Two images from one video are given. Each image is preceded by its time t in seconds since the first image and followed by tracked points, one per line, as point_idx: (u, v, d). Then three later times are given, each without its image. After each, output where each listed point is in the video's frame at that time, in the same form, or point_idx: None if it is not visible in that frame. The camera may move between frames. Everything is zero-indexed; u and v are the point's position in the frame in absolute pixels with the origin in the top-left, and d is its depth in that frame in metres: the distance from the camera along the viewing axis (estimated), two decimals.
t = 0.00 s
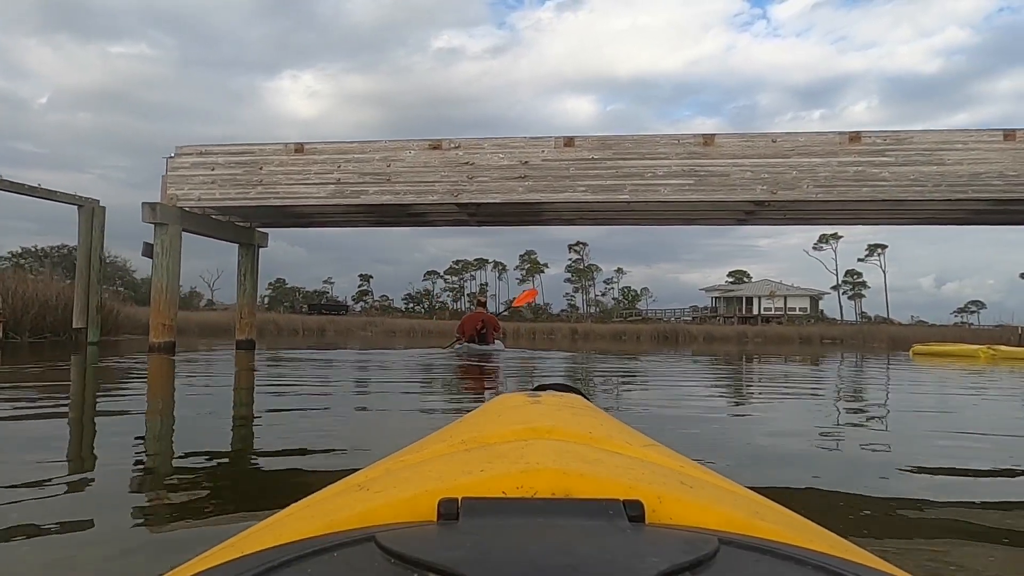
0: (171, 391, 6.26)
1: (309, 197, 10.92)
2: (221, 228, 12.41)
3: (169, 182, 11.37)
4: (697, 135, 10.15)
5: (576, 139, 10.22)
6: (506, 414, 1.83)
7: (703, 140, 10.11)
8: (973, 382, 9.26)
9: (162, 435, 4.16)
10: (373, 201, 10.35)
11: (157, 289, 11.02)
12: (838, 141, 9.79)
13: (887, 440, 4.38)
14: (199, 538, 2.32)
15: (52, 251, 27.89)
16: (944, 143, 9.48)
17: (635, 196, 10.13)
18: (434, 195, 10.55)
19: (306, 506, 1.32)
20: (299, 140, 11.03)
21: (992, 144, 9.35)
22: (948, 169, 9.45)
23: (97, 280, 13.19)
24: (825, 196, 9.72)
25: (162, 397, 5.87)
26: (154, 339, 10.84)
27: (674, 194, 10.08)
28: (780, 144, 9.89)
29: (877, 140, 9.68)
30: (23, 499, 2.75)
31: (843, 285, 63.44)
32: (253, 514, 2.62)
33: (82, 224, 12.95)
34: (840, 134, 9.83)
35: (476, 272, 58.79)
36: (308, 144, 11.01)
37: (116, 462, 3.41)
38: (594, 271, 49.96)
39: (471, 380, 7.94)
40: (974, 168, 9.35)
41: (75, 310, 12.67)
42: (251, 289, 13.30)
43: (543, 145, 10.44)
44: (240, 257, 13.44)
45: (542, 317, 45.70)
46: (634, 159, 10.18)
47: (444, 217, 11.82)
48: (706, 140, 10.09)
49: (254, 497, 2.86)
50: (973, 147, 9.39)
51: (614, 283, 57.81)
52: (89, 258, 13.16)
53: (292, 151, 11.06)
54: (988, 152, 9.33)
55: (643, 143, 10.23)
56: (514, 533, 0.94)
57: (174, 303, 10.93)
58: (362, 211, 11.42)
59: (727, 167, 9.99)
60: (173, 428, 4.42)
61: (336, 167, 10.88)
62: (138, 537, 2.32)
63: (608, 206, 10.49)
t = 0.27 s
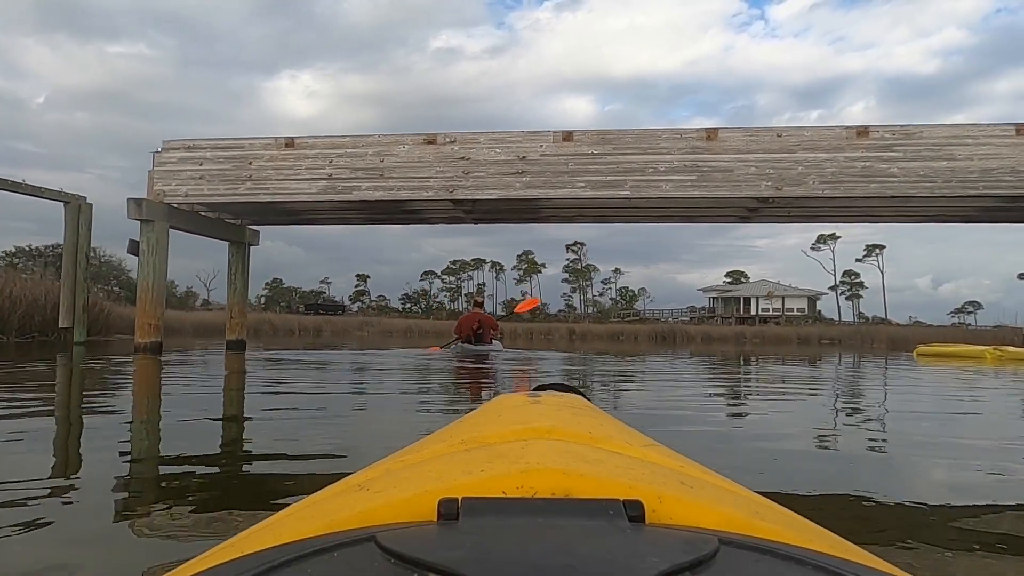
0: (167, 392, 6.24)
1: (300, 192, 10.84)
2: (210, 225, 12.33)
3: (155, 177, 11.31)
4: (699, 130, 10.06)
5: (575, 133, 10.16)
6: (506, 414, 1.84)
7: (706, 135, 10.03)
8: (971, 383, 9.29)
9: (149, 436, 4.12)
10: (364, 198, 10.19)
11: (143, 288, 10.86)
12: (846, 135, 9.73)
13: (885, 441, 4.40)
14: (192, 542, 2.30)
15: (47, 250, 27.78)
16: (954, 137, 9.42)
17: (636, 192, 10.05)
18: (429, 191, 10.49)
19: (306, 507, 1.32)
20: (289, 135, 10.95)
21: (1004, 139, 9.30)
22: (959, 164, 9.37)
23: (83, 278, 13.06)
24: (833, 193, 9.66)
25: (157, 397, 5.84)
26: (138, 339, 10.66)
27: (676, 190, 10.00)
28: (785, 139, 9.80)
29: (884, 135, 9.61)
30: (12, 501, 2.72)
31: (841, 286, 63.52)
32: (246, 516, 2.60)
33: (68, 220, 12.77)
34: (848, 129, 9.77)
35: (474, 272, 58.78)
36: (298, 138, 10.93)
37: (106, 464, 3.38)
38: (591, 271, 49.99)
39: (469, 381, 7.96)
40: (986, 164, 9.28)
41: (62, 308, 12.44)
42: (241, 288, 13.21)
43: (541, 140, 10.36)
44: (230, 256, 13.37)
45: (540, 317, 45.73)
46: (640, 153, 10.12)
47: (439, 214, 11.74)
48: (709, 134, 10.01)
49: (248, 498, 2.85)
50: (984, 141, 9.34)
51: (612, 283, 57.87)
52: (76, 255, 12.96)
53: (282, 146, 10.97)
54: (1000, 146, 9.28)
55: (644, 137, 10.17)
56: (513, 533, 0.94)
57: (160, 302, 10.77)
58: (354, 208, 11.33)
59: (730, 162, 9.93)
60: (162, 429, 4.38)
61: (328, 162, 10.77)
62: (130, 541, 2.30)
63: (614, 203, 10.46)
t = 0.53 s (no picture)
0: (166, 391, 6.23)
1: (293, 187, 10.68)
2: (201, 220, 12.18)
3: (145, 169, 11.12)
4: (705, 125, 9.85)
5: (577, 128, 9.93)
6: (506, 414, 1.83)
7: (711, 130, 9.81)
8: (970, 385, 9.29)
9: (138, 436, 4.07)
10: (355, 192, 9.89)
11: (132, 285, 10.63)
12: (857, 131, 9.49)
13: (885, 443, 4.40)
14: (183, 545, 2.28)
15: (44, 247, 27.63)
16: (969, 134, 9.16)
17: (640, 188, 9.86)
18: (427, 187, 10.27)
19: (306, 507, 1.32)
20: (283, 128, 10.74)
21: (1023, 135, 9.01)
22: (973, 161, 9.13)
23: (72, 274, 12.93)
24: (842, 190, 9.43)
25: (153, 396, 5.79)
26: (127, 337, 10.58)
27: (681, 186, 9.80)
28: (793, 134, 9.60)
29: (896, 130, 9.35)
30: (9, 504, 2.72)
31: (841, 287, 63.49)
32: (240, 519, 2.58)
33: (58, 215, 12.56)
34: (859, 125, 9.52)
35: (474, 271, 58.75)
36: (293, 132, 10.72)
37: (98, 465, 3.35)
38: (591, 271, 49.93)
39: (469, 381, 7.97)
40: (1001, 161, 9.04)
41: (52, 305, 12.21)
42: (234, 286, 13.09)
43: (543, 134, 10.13)
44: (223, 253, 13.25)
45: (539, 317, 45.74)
46: (646, 148, 9.93)
47: (438, 210, 11.57)
48: (715, 129, 9.80)
49: (242, 501, 2.83)
50: (999, 138, 9.08)
51: (612, 283, 57.87)
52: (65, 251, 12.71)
53: (277, 140, 10.77)
54: (1017, 143, 9.01)
55: (649, 132, 9.97)
56: (514, 533, 0.94)
57: (150, 299, 10.56)
58: (350, 203, 11.12)
59: (737, 158, 9.69)
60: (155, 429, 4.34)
61: (322, 156, 10.61)
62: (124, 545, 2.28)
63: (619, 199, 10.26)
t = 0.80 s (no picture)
0: (163, 391, 6.19)
1: (288, 181, 10.19)
2: (194, 215, 11.86)
3: (135, 163, 10.66)
4: (713, 118, 9.36)
5: (579, 121, 9.43)
6: (506, 415, 1.83)
7: (719, 124, 9.34)
8: (973, 388, 9.24)
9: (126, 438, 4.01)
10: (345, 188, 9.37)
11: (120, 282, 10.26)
12: (868, 125, 8.99)
13: (888, 445, 4.36)
14: (174, 547, 2.25)
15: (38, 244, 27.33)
16: (986, 129, 8.69)
17: (646, 183, 9.35)
18: (425, 182, 9.79)
19: (306, 507, 1.32)
20: (277, 121, 10.30)
21: None
22: (990, 157, 8.65)
23: (64, 270, 12.49)
24: (853, 185, 8.94)
25: (145, 398, 5.72)
26: (115, 336, 10.22)
27: (687, 183, 9.30)
28: (803, 129, 9.12)
29: (910, 125, 8.88)
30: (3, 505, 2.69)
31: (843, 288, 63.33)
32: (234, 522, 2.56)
33: (47, 209, 12.25)
34: (872, 119, 9.02)
35: (474, 271, 58.62)
36: (287, 125, 10.27)
37: (91, 467, 3.30)
38: (592, 271, 49.77)
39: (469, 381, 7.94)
40: (1018, 157, 8.56)
41: (41, 303, 11.95)
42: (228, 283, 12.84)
43: (544, 127, 9.66)
44: (217, 249, 12.97)
45: (540, 317, 45.63)
46: (651, 142, 9.43)
47: (437, 206, 11.20)
48: (723, 123, 9.31)
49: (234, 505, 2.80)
50: (1016, 134, 8.60)
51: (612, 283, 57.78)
52: (55, 247, 12.40)
53: (271, 133, 10.32)
54: None
55: (655, 126, 9.45)
56: (514, 532, 0.93)
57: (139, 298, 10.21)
58: (344, 197, 10.68)
59: (744, 152, 9.22)
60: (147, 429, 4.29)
61: (318, 149, 10.12)
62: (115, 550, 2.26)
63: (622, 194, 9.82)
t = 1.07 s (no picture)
0: (163, 391, 6.18)
1: (282, 176, 10.07)
2: (187, 212, 11.72)
3: (125, 157, 10.53)
4: (720, 112, 9.30)
5: (584, 114, 9.39)
6: (506, 415, 1.83)
7: (728, 117, 9.28)
8: (974, 389, 9.24)
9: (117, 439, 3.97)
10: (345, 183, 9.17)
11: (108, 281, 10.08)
12: (882, 120, 8.95)
13: (890, 446, 4.36)
14: (171, 547, 2.24)
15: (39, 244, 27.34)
16: (1005, 122, 8.55)
17: (651, 178, 9.30)
18: (424, 177, 9.71)
19: (306, 507, 1.32)
20: (271, 114, 10.13)
21: None
22: (1010, 152, 8.52)
23: (53, 269, 12.39)
24: (868, 181, 8.87)
25: (145, 397, 5.71)
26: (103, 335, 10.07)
27: (696, 179, 9.22)
28: (815, 122, 9.08)
29: (925, 118, 8.81)
30: None
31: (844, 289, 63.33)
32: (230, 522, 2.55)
33: (38, 206, 12.13)
34: (885, 112, 8.98)
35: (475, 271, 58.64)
36: (280, 117, 10.11)
37: (89, 467, 3.29)
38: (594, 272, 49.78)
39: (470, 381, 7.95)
40: None
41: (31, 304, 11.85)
42: (222, 282, 12.73)
43: (546, 121, 9.61)
44: (211, 248, 12.86)
45: (541, 318, 45.67)
46: (662, 135, 9.38)
47: (436, 203, 11.15)
48: (732, 117, 9.26)
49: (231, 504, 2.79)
50: None
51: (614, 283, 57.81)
52: (46, 245, 12.29)
53: (264, 126, 10.17)
54: None
55: (661, 119, 9.43)
56: (514, 533, 0.93)
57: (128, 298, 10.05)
58: (341, 193, 10.59)
59: (753, 146, 9.16)
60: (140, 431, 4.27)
61: (312, 143, 10.00)
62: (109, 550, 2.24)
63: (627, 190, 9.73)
